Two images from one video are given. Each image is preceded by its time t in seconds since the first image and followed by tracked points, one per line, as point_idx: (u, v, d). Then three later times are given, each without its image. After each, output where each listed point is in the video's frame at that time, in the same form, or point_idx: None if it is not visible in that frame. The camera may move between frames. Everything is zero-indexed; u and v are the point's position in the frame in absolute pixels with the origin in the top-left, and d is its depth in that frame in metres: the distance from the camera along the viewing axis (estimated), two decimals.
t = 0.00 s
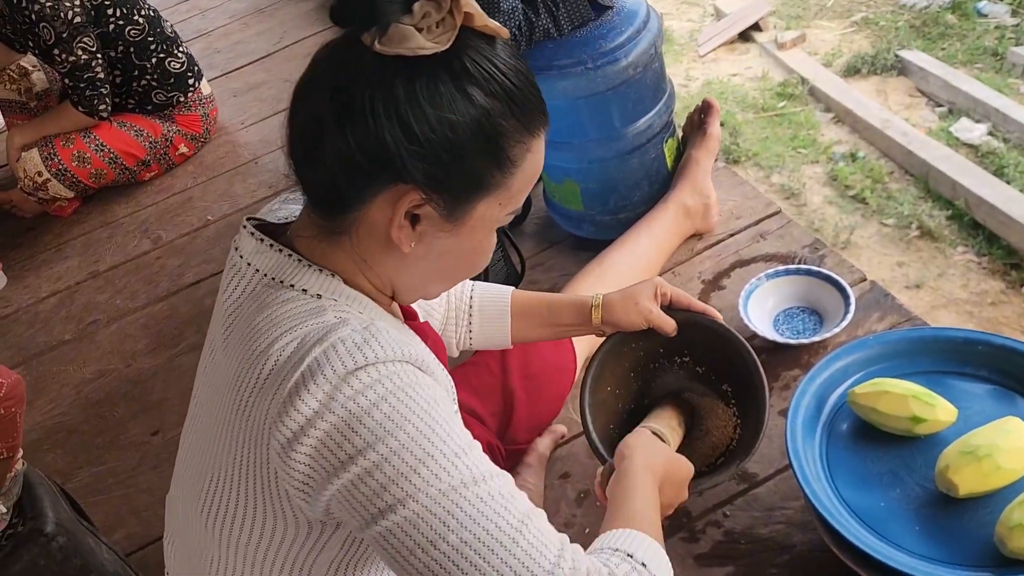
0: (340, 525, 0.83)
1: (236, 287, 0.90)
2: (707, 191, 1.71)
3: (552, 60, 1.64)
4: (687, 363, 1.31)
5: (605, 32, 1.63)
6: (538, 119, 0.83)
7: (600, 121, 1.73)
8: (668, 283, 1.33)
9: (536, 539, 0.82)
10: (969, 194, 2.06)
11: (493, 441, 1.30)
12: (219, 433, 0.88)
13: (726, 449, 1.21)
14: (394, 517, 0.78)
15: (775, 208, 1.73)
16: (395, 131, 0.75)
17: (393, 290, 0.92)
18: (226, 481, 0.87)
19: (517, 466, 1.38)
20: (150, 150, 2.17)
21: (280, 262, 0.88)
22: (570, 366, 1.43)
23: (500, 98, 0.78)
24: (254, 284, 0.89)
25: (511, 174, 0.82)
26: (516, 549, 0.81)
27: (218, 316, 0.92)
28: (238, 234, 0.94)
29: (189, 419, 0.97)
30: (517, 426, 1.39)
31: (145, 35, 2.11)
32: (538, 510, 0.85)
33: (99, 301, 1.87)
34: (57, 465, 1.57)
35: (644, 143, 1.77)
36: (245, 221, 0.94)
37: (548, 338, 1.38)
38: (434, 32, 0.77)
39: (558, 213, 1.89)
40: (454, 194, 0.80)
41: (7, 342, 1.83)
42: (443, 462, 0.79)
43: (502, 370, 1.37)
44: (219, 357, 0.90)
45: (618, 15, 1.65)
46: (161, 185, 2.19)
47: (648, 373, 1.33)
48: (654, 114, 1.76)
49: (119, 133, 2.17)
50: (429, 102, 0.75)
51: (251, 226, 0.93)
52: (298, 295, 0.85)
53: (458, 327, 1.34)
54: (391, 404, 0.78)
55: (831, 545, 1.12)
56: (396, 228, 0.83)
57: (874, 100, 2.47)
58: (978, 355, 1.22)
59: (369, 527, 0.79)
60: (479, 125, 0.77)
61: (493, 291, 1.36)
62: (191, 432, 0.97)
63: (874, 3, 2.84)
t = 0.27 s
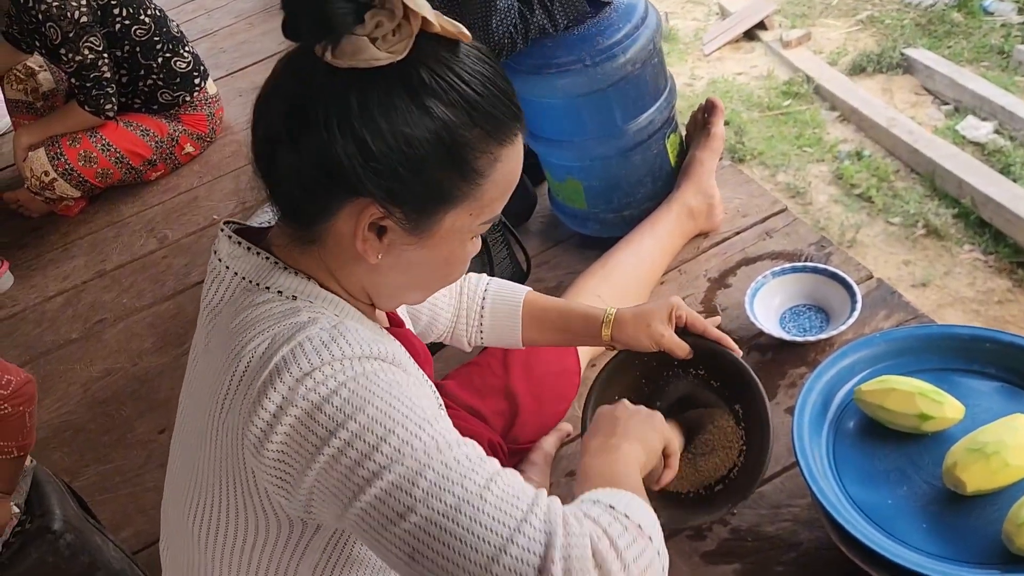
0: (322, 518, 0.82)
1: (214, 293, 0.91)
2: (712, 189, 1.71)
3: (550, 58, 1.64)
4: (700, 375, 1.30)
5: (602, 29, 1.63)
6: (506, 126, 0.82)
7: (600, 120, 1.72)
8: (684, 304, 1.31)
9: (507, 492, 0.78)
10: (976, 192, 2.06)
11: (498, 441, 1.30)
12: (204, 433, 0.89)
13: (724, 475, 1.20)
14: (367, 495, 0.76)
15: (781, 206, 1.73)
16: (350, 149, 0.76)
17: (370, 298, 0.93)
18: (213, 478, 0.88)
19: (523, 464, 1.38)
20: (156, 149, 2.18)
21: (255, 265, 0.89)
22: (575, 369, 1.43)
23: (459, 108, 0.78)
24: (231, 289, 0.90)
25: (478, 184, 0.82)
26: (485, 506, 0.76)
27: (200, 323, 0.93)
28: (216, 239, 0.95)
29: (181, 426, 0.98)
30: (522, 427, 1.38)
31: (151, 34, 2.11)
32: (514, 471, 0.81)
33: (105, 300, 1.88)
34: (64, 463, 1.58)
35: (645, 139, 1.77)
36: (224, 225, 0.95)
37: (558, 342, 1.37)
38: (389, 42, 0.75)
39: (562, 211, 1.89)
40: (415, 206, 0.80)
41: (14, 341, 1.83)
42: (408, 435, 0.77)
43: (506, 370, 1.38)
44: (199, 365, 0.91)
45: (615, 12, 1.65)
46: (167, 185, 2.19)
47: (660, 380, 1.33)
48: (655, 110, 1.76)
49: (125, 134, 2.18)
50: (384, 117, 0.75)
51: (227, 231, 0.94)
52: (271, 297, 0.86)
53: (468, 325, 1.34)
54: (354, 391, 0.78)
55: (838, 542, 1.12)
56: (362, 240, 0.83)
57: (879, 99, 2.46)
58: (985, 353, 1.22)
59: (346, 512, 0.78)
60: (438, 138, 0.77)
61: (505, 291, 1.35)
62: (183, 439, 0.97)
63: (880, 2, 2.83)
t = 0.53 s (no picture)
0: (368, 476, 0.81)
1: (260, 264, 0.91)
2: (718, 188, 1.71)
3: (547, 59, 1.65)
4: (709, 370, 1.32)
5: (599, 28, 1.62)
6: (563, 127, 0.82)
7: (599, 118, 1.73)
8: (693, 292, 1.30)
9: (558, 447, 0.77)
10: (983, 191, 2.05)
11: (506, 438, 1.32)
12: (248, 397, 0.88)
13: (732, 468, 1.21)
14: (410, 446, 0.75)
15: (788, 205, 1.72)
16: (415, 128, 0.75)
17: (413, 283, 0.92)
18: (256, 439, 0.87)
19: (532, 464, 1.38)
20: (163, 150, 2.18)
21: (304, 237, 0.89)
22: (582, 362, 1.45)
23: (521, 103, 0.78)
24: (279, 259, 0.89)
25: (530, 179, 0.82)
26: (535, 462, 0.75)
27: (244, 293, 0.93)
28: (262, 215, 0.94)
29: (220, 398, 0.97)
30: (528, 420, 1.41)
31: (157, 36, 2.12)
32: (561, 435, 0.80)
33: (112, 301, 1.88)
34: (72, 465, 1.58)
35: (647, 137, 1.76)
36: (270, 201, 0.95)
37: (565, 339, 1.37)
38: (460, 35, 0.75)
39: (567, 212, 1.88)
40: (469, 195, 0.80)
41: (22, 342, 1.83)
42: (458, 388, 0.76)
43: (514, 366, 1.39)
44: (245, 333, 0.90)
45: (612, 10, 1.64)
46: (173, 186, 2.20)
47: (670, 375, 1.35)
48: (656, 107, 1.76)
49: (131, 135, 2.18)
50: (450, 103, 0.75)
51: (275, 205, 0.94)
52: (320, 264, 0.85)
53: (483, 325, 1.32)
54: (408, 343, 0.77)
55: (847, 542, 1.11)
56: (413, 222, 0.83)
57: (886, 98, 2.45)
58: (994, 352, 1.21)
59: (390, 465, 0.76)
60: (499, 130, 0.77)
61: (518, 289, 1.34)
62: (219, 410, 0.96)
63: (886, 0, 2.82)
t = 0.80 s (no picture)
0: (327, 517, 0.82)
1: (236, 281, 0.92)
2: (724, 190, 1.70)
3: (549, 64, 1.64)
4: (715, 373, 1.30)
5: (600, 32, 1.63)
6: (532, 132, 0.82)
7: (602, 122, 1.72)
8: (701, 298, 1.31)
9: (508, 541, 0.79)
10: (989, 191, 2.04)
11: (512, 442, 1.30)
12: (218, 426, 0.89)
13: (744, 471, 1.22)
14: (363, 508, 0.77)
15: (793, 207, 1.72)
16: (373, 141, 0.76)
17: (388, 296, 0.92)
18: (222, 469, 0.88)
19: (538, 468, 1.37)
20: (168, 154, 2.19)
21: (277, 256, 0.89)
22: (588, 366, 1.43)
23: (483, 110, 0.77)
24: (253, 278, 0.90)
25: (497, 187, 0.82)
26: (481, 546, 0.78)
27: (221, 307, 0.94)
28: (240, 230, 0.94)
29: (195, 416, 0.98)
30: (536, 427, 1.38)
31: (163, 40, 2.12)
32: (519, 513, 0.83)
33: (118, 305, 1.89)
34: (79, 469, 1.58)
35: (650, 139, 1.76)
36: (248, 217, 0.95)
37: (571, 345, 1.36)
38: (419, 41, 0.75)
39: (572, 214, 1.89)
40: (434, 206, 0.80)
41: (28, 347, 1.84)
42: (418, 456, 0.78)
43: (520, 372, 1.37)
44: (218, 352, 0.91)
45: (612, 13, 1.64)
46: (178, 190, 2.20)
47: (675, 381, 1.33)
48: (658, 110, 1.75)
49: (137, 139, 2.18)
50: (408, 116, 0.75)
51: (251, 222, 0.94)
52: (291, 287, 0.86)
53: (485, 332, 1.34)
54: (370, 391, 0.78)
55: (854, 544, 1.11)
56: (379, 236, 0.83)
57: (890, 98, 2.45)
58: (1001, 353, 1.21)
59: (348, 514, 0.79)
60: (461, 139, 0.77)
61: (521, 296, 1.35)
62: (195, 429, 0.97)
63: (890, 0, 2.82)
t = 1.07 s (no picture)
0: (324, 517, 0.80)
1: (219, 296, 0.92)
2: (724, 189, 1.69)
3: (550, 62, 1.62)
4: (715, 370, 1.33)
5: (601, 31, 1.61)
6: (515, 137, 0.81)
7: (604, 121, 1.71)
8: (701, 292, 1.33)
9: (500, 483, 0.75)
10: (994, 188, 2.03)
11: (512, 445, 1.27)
12: (210, 437, 0.88)
13: (748, 467, 1.20)
14: (360, 485, 0.74)
15: (795, 206, 1.71)
16: (353, 156, 0.75)
17: (377, 303, 0.92)
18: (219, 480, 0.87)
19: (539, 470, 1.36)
20: (167, 156, 2.18)
21: (259, 268, 0.89)
22: (588, 371, 1.41)
23: (465, 119, 0.77)
24: (237, 291, 0.90)
25: (482, 195, 0.81)
26: (475, 492, 0.74)
27: (206, 328, 0.94)
28: (219, 244, 0.95)
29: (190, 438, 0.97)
30: (537, 429, 1.35)
31: (161, 42, 2.12)
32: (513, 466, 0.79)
33: (118, 308, 1.88)
34: (78, 473, 1.57)
35: (652, 138, 1.75)
36: (226, 230, 0.96)
37: (571, 341, 1.38)
38: (394, 54, 0.74)
39: (572, 214, 1.88)
40: (418, 218, 0.80)
41: (28, 350, 1.83)
42: (399, 427, 0.75)
43: (520, 374, 1.35)
44: (205, 369, 0.91)
45: (614, 12, 1.63)
46: (178, 192, 2.20)
47: (676, 376, 1.36)
48: (660, 109, 1.74)
49: (136, 141, 2.17)
50: (387, 129, 0.74)
51: (229, 235, 0.95)
52: (273, 297, 0.86)
53: (481, 326, 1.36)
54: (349, 379, 0.77)
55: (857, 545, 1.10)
56: (367, 250, 0.83)
57: (894, 95, 2.43)
58: (1005, 352, 1.19)
59: (344, 502, 0.75)
60: (442, 149, 0.76)
61: (517, 292, 1.37)
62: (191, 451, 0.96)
63: None
